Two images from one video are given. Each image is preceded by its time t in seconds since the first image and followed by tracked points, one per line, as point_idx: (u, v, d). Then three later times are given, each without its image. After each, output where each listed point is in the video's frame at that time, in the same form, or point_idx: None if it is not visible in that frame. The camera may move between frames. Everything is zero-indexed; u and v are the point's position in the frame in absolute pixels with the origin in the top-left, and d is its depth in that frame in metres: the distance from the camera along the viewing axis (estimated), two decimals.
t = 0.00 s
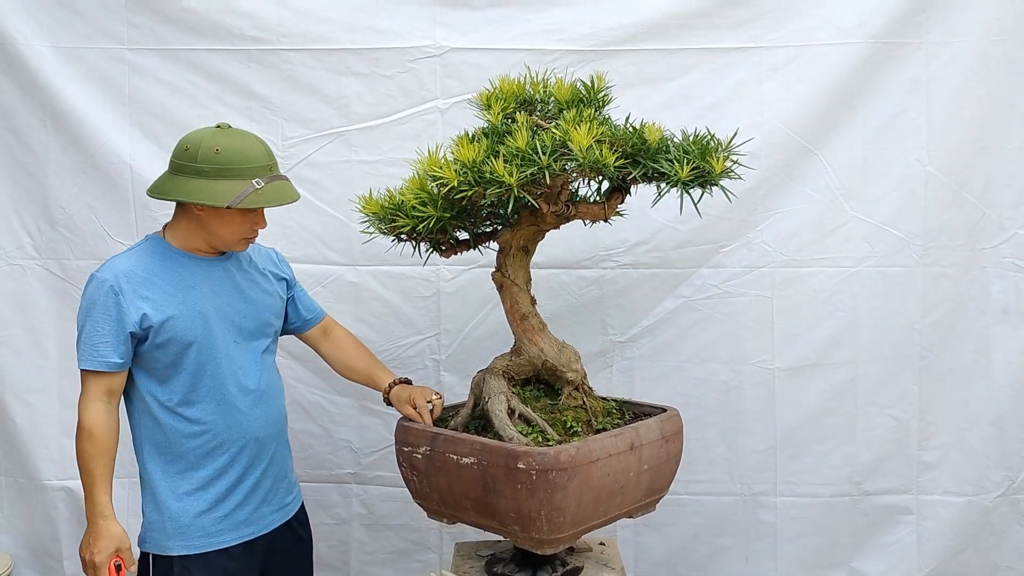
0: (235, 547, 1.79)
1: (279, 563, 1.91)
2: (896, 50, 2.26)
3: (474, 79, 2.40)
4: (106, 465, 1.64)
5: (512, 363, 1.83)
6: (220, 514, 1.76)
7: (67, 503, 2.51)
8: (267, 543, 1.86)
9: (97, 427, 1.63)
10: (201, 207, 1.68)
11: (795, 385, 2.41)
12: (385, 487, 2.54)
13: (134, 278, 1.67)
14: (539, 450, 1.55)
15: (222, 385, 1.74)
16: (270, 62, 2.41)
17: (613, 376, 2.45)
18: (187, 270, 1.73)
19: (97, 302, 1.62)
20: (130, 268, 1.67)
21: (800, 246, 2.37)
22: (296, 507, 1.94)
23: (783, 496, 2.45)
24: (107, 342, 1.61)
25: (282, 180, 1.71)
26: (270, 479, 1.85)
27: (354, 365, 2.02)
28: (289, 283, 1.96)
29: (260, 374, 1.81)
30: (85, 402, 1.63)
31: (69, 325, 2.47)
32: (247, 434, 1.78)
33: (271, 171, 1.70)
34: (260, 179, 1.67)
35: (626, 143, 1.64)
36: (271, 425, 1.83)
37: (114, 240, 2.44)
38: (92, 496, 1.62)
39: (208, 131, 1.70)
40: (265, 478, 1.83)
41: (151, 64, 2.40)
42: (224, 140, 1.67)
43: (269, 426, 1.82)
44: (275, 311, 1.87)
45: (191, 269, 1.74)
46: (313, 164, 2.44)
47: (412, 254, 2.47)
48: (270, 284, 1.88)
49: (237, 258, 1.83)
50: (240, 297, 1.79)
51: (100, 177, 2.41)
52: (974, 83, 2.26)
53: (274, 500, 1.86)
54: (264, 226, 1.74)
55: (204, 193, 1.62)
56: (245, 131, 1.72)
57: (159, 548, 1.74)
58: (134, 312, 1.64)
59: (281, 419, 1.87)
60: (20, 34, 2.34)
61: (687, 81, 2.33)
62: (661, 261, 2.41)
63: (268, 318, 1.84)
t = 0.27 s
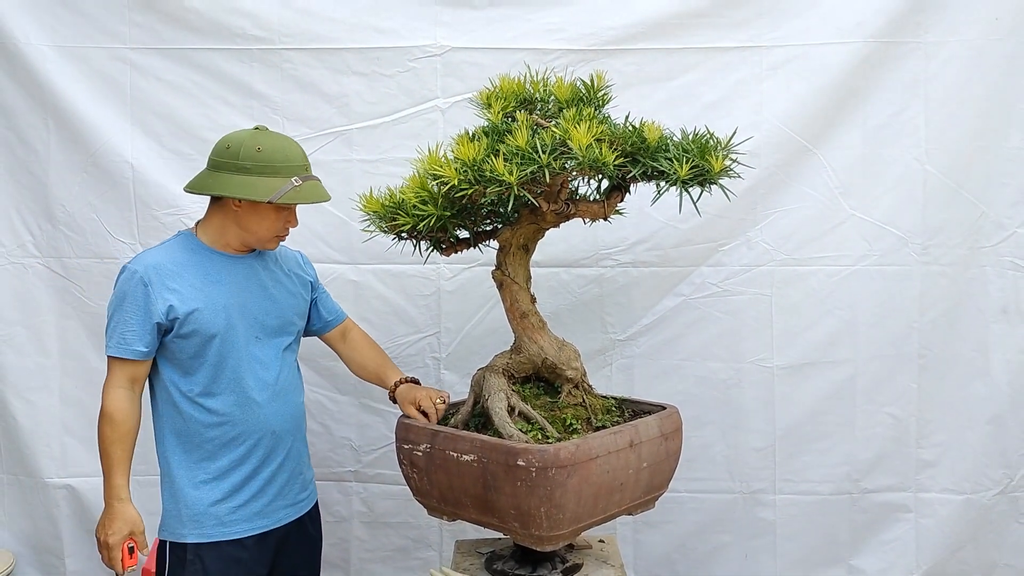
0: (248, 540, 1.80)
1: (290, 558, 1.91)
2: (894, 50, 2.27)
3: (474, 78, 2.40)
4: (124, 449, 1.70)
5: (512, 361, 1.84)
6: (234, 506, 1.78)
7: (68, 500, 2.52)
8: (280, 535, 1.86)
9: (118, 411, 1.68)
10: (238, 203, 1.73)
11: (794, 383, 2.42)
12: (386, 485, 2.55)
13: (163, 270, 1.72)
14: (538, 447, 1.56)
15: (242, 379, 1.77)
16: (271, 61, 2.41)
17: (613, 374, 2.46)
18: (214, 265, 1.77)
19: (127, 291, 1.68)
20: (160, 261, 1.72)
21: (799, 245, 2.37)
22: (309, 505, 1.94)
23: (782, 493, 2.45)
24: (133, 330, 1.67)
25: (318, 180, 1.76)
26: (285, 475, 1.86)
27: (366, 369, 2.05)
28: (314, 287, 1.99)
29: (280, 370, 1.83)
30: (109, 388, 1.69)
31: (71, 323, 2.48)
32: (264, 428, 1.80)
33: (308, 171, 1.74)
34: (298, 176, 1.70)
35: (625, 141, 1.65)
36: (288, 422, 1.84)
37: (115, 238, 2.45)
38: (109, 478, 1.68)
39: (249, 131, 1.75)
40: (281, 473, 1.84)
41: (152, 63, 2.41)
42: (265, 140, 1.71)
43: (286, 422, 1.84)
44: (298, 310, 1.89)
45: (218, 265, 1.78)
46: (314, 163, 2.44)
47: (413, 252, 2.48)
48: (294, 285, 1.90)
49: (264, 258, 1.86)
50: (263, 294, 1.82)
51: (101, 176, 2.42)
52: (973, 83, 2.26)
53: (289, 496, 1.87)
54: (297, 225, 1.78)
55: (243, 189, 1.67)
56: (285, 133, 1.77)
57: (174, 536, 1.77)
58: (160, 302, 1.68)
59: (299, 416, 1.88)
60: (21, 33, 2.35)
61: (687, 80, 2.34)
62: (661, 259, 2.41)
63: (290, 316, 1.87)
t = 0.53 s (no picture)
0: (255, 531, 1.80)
1: (294, 551, 1.91)
2: (893, 48, 2.27)
3: (472, 77, 2.40)
4: (154, 434, 1.68)
5: (509, 359, 1.84)
6: (243, 496, 1.78)
7: (67, 498, 2.52)
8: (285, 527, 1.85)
9: (142, 395, 1.67)
10: (261, 195, 1.75)
11: (792, 381, 2.42)
12: (384, 483, 2.55)
13: (182, 260, 1.72)
14: (536, 445, 1.56)
15: (256, 371, 1.77)
16: (270, 60, 2.42)
17: (611, 372, 2.46)
18: (230, 258, 1.78)
19: (147, 279, 1.68)
20: (179, 251, 1.73)
21: (797, 243, 2.37)
22: (314, 500, 1.94)
23: (780, 492, 2.46)
24: (152, 318, 1.66)
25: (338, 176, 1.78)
26: (293, 468, 1.86)
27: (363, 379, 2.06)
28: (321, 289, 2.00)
29: (292, 364, 1.84)
30: (130, 373, 1.68)
31: (70, 322, 2.48)
32: (275, 421, 1.80)
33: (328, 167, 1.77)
34: (320, 170, 1.72)
35: (622, 139, 1.65)
36: (299, 415, 1.85)
37: (114, 236, 2.45)
38: (143, 461, 1.65)
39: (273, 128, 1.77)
40: (290, 466, 1.84)
41: (151, 62, 2.41)
42: (289, 135, 1.73)
43: (297, 415, 1.84)
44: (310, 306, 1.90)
45: (234, 258, 1.78)
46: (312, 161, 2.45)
47: (411, 250, 2.48)
48: (305, 281, 1.92)
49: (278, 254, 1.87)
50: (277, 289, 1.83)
51: (100, 174, 2.42)
52: (971, 81, 2.26)
53: (295, 490, 1.87)
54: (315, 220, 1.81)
55: (268, 180, 1.68)
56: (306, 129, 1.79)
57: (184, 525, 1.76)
58: (179, 292, 1.69)
59: (308, 410, 1.89)
60: (20, 32, 2.35)
61: (685, 79, 2.34)
62: (659, 258, 2.42)
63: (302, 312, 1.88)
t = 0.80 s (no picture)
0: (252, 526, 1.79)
1: (290, 553, 1.89)
2: (889, 47, 2.27)
3: (469, 75, 2.40)
4: (158, 423, 1.68)
5: (505, 357, 1.84)
6: (243, 490, 1.78)
7: (63, 497, 2.52)
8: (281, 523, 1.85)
9: (147, 384, 1.68)
10: (270, 189, 1.76)
11: (788, 380, 2.41)
12: (381, 482, 2.55)
13: (192, 253, 1.74)
14: (530, 443, 1.56)
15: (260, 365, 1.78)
16: (266, 58, 2.41)
17: (607, 370, 2.46)
18: (239, 253, 1.79)
19: (157, 270, 1.69)
20: (189, 244, 1.75)
21: (793, 242, 2.37)
22: (311, 499, 1.93)
23: (776, 490, 2.45)
24: (160, 308, 1.68)
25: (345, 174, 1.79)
26: (293, 465, 1.85)
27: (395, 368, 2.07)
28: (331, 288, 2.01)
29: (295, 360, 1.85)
30: (136, 362, 1.68)
31: (66, 320, 2.47)
32: (278, 416, 1.80)
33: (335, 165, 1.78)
34: (328, 167, 1.73)
35: (617, 137, 1.65)
36: (301, 412, 1.85)
37: (109, 235, 2.45)
38: (146, 450, 1.66)
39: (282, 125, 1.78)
40: (290, 463, 1.84)
41: (147, 60, 2.41)
42: (299, 132, 1.74)
43: (299, 412, 1.84)
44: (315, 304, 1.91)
45: (243, 253, 1.80)
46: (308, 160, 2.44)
47: (407, 248, 2.48)
48: (312, 280, 1.93)
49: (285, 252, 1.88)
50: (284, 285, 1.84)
51: (96, 173, 2.42)
52: (968, 79, 2.26)
53: (294, 487, 1.86)
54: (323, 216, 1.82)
55: (277, 176, 1.69)
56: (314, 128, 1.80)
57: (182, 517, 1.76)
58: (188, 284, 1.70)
59: (309, 408, 1.89)
60: (15, 30, 2.34)
61: (682, 77, 2.34)
62: (656, 256, 2.41)
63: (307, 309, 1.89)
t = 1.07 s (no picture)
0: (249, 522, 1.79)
1: (288, 551, 1.89)
2: (885, 46, 2.27)
3: (465, 74, 2.40)
4: (143, 416, 1.70)
5: (499, 356, 1.83)
6: (238, 484, 1.77)
7: (58, 496, 2.51)
8: (280, 519, 1.84)
9: (138, 377, 1.69)
10: (268, 186, 1.76)
11: (784, 379, 2.41)
12: (377, 481, 2.55)
13: (192, 247, 1.74)
14: (524, 442, 1.55)
15: (258, 361, 1.77)
16: (262, 57, 2.41)
17: (603, 370, 2.45)
18: (239, 248, 1.79)
19: (156, 263, 1.70)
20: (190, 238, 1.75)
21: (789, 241, 2.37)
22: (308, 497, 1.92)
23: (773, 490, 2.45)
24: (158, 300, 1.68)
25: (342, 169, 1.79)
26: (291, 460, 1.84)
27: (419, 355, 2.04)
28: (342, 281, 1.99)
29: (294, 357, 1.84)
30: (128, 353, 1.70)
31: (61, 319, 2.47)
32: (274, 411, 1.80)
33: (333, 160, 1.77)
34: (325, 162, 1.73)
35: (612, 135, 1.64)
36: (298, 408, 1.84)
37: (105, 234, 2.45)
38: (127, 442, 1.68)
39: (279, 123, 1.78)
40: (287, 458, 1.83)
41: (142, 59, 2.40)
42: (296, 129, 1.74)
43: (297, 407, 1.84)
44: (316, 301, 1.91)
45: (244, 248, 1.80)
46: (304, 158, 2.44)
47: (403, 247, 2.48)
48: (315, 276, 1.92)
49: (287, 249, 1.88)
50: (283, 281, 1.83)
51: (91, 171, 2.42)
52: (964, 78, 2.26)
53: (291, 483, 1.85)
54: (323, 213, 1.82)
55: (274, 172, 1.69)
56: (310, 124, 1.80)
57: (178, 509, 1.76)
58: (186, 277, 1.71)
59: (308, 403, 1.88)
60: (10, 28, 2.34)
61: (678, 76, 2.33)
62: (651, 255, 2.41)
63: (308, 307, 1.88)
